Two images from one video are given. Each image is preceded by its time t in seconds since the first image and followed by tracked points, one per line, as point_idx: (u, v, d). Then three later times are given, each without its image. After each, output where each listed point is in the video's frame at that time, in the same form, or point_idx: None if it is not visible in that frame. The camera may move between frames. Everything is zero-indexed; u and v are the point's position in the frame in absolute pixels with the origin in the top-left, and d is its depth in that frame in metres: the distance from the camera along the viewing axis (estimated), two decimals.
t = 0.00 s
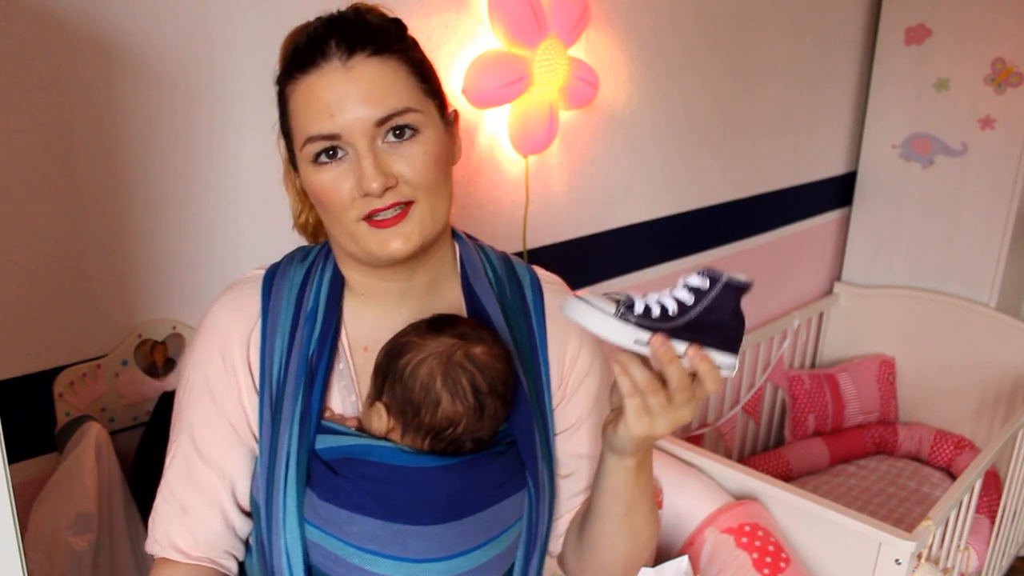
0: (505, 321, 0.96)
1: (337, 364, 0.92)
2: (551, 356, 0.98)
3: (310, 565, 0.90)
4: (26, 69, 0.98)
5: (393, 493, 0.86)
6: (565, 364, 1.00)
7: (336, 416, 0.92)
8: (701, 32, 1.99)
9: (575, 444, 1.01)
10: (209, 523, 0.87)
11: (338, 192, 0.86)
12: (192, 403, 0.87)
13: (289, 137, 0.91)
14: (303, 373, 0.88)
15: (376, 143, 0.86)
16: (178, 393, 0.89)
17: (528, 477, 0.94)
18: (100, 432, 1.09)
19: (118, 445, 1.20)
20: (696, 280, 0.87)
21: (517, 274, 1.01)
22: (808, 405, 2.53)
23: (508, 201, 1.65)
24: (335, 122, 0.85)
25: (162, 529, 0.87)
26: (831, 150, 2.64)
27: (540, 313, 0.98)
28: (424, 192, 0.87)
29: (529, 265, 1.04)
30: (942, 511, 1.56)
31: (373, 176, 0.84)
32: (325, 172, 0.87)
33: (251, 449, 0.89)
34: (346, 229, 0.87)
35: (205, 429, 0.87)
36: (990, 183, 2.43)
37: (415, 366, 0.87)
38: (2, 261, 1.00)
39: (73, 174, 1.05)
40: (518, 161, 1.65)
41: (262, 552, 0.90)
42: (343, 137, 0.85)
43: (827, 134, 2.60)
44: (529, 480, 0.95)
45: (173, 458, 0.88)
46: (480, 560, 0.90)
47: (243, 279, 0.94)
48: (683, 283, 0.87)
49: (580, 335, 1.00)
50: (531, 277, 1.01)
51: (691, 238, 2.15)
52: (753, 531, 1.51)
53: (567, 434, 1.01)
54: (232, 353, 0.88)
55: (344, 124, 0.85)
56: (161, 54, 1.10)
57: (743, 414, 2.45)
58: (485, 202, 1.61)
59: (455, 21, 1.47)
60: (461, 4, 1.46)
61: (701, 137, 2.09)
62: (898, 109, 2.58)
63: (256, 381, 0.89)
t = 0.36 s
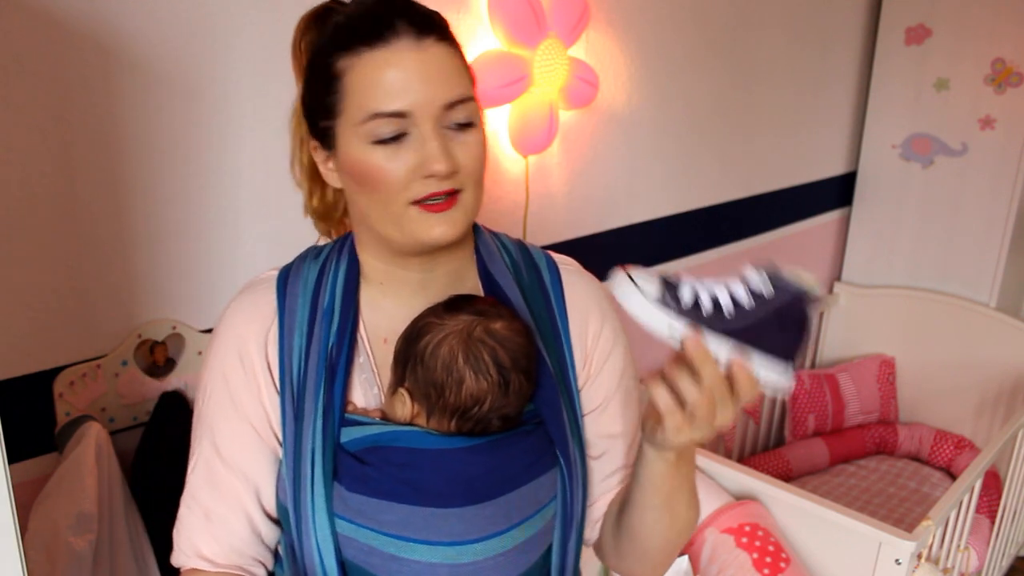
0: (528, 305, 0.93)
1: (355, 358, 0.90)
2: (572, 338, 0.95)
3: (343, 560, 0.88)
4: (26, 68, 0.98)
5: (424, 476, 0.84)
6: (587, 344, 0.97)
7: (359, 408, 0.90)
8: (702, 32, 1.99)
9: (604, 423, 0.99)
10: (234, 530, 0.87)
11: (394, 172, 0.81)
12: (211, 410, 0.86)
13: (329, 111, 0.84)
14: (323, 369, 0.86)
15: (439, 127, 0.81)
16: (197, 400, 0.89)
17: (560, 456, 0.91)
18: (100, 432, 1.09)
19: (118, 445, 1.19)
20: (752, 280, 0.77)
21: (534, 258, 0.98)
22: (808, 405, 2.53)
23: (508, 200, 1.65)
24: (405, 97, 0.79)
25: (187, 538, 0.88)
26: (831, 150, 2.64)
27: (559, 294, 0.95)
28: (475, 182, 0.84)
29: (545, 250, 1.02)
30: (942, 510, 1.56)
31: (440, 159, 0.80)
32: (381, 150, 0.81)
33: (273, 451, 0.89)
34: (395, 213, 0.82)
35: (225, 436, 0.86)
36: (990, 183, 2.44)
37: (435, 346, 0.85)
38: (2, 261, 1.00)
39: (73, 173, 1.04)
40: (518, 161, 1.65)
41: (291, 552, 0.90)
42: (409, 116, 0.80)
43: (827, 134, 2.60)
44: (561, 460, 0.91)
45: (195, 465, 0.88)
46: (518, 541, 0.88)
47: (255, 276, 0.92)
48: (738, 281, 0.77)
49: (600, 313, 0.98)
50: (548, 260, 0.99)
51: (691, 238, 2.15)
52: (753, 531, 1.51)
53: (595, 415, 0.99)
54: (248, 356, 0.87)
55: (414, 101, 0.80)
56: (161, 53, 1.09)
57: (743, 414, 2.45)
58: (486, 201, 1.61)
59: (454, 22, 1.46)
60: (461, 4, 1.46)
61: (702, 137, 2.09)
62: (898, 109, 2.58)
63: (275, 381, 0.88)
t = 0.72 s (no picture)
0: (546, 308, 0.95)
1: (372, 362, 0.93)
2: (591, 341, 0.97)
3: (354, 564, 0.89)
4: (26, 68, 0.98)
5: (434, 480, 0.84)
6: (609, 351, 1.00)
7: (375, 412, 0.92)
8: (702, 32, 1.99)
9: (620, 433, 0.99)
10: (249, 533, 0.90)
11: (443, 169, 0.86)
12: (230, 412, 0.90)
13: (382, 101, 0.88)
14: (338, 370, 0.88)
15: (491, 130, 0.87)
16: (218, 404, 0.93)
17: (575, 462, 0.91)
18: (100, 432, 1.09)
19: (118, 445, 1.19)
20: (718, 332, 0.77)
21: (555, 261, 1.00)
22: (808, 405, 2.53)
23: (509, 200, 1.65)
24: (463, 96, 0.85)
25: (205, 540, 0.91)
26: (831, 150, 2.64)
27: (580, 301, 0.97)
28: (512, 187, 0.90)
29: (566, 253, 1.04)
30: (943, 510, 1.56)
31: (490, 160, 0.85)
32: (431, 146, 0.86)
33: (289, 455, 0.92)
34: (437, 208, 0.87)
35: (243, 438, 0.90)
36: (990, 183, 2.44)
37: (443, 349, 0.85)
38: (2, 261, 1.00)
39: (73, 173, 1.04)
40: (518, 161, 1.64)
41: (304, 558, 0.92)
42: (466, 116, 0.86)
43: (827, 134, 2.60)
44: (576, 466, 0.91)
45: (214, 469, 0.91)
46: (530, 546, 0.87)
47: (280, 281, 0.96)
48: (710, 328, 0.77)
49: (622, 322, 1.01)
50: (569, 264, 1.01)
51: (691, 238, 2.15)
52: (754, 531, 1.50)
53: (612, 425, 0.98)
54: (266, 359, 0.90)
55: (472, 100, 0.85)
56: (161, 53, 1.09)
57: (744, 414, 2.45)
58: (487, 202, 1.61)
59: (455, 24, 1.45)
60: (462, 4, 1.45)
61: (702, 137, 2.09)
62: (897, 109, 2.58)
63: (292, 385, 0.91)
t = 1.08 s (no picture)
0: (558, 319, 0.93)
1: (383, 365, 0.93)
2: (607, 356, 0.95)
3: (346, 567, 0.89)
4: (25, 68, 0.98)
5: (427, 492, 0.83)
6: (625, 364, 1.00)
7: (381, 415, 0.92)
8: (702, 31, 1.98)
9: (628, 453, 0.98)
10: (256, 524, 0.92)
11: (452, 161, 0.85)
12: (245, 406, 0.92)
13: (393, 98, 0.89)
14: (346, 374, 0.88)
15: (501, 119, 0.86)
16: (234, 397, 0.95)
17: (576, 480, 0.88)
18: (100, 432, 1.09)
19: (118, 445, 1.19)
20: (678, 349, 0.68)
21: (575, 272, 0.99)
22: (808, 405, 2.53)
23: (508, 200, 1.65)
24: (470, 85, 0.85)
25: (213, 529, 0.93)
26: (831, 149, 2.64)
27: (597, 316, 0.95)
28: (527, 179, 0.88)
29: (590, 264, 1.02)
30: (943, 510, 1.56)
31: (499, 147, 0.84)
32: (440, 138, 0.86)
33: (297, 453, 0.93)
34: (447, 201, 0.86)
35: (255, 432, 0.92)
36: (990, 183, 2.44)
37: (443, 360, 0.87)
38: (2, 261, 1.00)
39: (73, 174, 1.04)
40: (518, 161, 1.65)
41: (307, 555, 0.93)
42: (473, 105, 0.85)
43: (826, 134, 2.60)
44: (577, 484, 0.88)
45: (227, 459, 0.94)
46: (518, 563, 0.85)
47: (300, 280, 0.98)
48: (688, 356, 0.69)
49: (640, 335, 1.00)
50: (591, 277, 0.98)
51: (691, 238, 2.15)
52: (753, 531, 1.51)
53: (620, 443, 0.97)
54: (280, 355, 0.92)
55: (479, 89, 0.85)
56: (161, 54, 1.09)
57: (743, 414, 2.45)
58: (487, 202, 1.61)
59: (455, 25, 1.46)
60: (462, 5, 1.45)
61: (702, 136, 2.09)
62: (897, 109, 2.58)
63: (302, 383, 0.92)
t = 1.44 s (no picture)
0: (551, 311, 0.93)
1: (375, 354, 0.92)
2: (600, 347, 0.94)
3: (332, 555, 0.89)
4: (25, 68, 0.98)
5: (410, 476, 0.83)
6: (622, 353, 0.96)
7: (370, 404, 0.91)
8: (702, 32, 1.99)
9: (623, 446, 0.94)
10: (247, 511, 0.92)
11: (451, 153, 0.85)
12: (239, 393, 0.92)
13: (387, 99, 0.89)
14: (337, 362, 0.89)
15: (497, 110, 0.87)
16: (229, 385, 0.95)
17: (561, 469, 0.87)
18: (100, 432, 1.09)
19: (118, 445, 1.19)
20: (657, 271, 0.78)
21: (570, 264, 0.98)
22: (808, 405, 2.53)
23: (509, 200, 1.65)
24: (464, 76, 0.85)
25: (204, 517, 0.93)
26: (831, 150, 2.64)
27: (589, 305, 0.95)
28: (525, 169, 0.88)
29: (584, 259, 1.01)
30: (943, 510, 1.56)
31: (497, 135, 0.84)
32: (437, 131, 0.86)
33: (289, 441, 0.92)
34: (448, 195, 0.85)
35: (247, 419, 0.91)
36: (990, 183, 2.44)
37: (429, 346, 0.89)
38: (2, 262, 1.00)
39: (73, 174, 1.04)
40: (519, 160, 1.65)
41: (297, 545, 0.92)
42: (467, 95, 0.85)
43: (827, 134, 2.60)
44: (563, 473, 0.87)
45: (220, 446, 0.93)
46: (502, 549, 0.84)
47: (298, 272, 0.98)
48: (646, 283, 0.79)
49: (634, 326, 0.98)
50: (585, 270, 0.98)
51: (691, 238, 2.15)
52: (754, 531, 1.51)
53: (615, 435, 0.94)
54: (274, 342, 0.92)
55: (472, 79, 0.85)
56: (162, 54, 1.09)
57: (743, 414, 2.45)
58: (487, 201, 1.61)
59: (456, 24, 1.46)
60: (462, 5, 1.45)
61: (701, 136, 2.09)
62: (897, 109, 2.58)
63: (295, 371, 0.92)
